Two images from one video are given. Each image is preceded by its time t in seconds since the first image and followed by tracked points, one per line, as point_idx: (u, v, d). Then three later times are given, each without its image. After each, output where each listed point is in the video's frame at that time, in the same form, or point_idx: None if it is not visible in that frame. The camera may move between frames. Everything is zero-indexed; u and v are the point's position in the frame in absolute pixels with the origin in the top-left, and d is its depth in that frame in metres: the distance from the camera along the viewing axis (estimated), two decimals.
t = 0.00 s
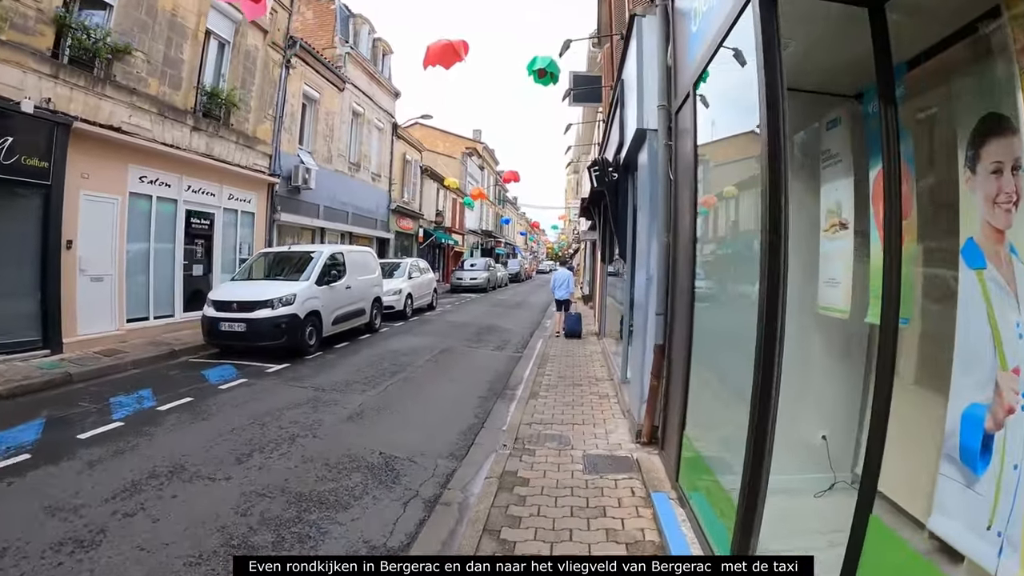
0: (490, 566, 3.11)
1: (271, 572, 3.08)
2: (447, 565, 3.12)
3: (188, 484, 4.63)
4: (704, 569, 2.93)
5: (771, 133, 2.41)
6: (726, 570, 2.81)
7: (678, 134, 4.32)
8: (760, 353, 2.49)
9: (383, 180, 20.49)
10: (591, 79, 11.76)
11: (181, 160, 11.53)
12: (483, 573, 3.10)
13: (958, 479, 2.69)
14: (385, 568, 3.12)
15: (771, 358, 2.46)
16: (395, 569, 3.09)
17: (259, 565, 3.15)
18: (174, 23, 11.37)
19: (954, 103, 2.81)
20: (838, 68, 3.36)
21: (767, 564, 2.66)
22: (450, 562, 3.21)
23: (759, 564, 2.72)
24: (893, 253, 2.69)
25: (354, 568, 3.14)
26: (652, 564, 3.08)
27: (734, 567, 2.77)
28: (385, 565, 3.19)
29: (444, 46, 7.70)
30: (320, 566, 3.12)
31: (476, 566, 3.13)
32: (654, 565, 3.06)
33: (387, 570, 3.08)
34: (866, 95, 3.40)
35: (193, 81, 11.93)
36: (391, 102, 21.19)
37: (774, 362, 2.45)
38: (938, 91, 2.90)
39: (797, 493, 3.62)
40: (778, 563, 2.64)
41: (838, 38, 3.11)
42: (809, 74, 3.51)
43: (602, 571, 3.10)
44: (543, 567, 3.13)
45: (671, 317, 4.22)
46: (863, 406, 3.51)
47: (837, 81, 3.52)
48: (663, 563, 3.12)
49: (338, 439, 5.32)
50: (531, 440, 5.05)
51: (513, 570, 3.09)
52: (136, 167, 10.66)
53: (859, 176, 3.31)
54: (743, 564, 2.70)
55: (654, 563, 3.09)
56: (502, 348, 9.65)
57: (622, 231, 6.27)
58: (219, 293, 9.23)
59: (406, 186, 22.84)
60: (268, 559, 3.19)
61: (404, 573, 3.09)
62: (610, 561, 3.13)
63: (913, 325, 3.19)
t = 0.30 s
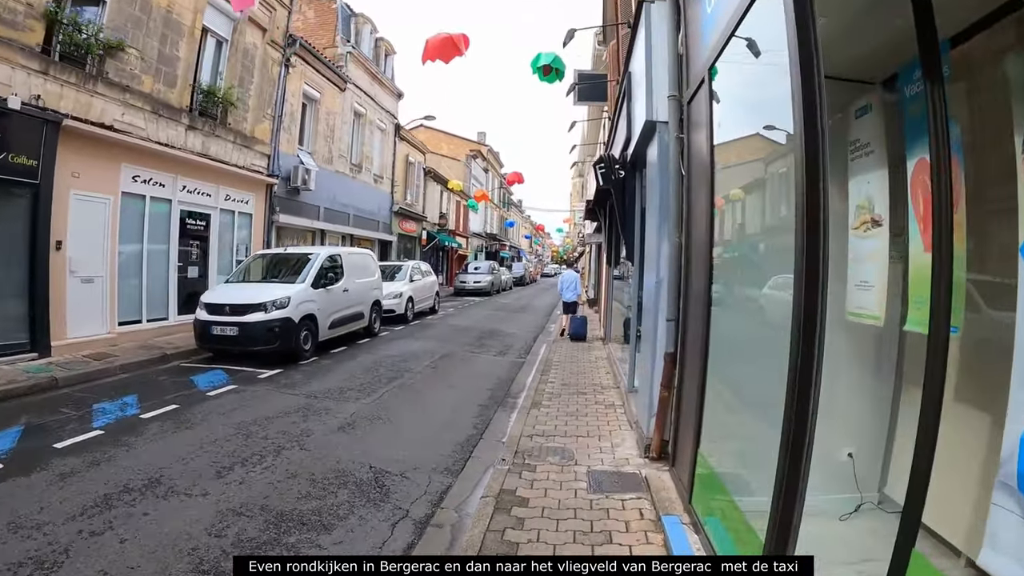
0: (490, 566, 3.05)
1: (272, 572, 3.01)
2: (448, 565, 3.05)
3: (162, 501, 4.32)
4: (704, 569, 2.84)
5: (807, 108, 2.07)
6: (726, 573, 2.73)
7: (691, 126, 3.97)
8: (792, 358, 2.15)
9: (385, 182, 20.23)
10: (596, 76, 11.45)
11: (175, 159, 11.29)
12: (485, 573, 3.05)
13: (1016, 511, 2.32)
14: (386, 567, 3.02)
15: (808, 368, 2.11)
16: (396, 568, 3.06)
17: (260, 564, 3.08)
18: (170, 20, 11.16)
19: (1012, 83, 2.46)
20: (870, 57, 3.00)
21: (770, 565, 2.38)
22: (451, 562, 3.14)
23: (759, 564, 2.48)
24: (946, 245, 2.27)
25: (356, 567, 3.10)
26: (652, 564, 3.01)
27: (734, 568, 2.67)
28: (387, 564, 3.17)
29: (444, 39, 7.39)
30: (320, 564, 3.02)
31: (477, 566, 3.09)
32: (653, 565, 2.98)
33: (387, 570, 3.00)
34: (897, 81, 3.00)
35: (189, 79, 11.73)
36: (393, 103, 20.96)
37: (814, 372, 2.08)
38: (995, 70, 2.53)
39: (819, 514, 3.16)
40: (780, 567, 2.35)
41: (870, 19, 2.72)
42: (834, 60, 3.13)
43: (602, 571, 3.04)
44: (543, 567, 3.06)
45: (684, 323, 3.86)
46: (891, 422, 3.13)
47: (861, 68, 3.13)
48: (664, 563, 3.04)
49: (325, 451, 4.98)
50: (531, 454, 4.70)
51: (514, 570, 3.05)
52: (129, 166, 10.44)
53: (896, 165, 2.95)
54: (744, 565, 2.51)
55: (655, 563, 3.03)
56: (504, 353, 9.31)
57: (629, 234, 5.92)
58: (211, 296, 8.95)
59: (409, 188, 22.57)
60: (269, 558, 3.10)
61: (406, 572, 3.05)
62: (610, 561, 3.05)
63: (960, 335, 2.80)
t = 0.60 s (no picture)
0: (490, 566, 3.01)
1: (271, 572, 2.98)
2: (447, 565, 3.02)
3: (121, 526, 3.93)
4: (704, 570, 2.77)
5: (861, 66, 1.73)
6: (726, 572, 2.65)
7: (701, 115, 3.58)
8: (841, 382, 1.75)
9: (382, 181, 19.86)
10: (595, 71, 11.08)
11: (160, 157, 10.91)
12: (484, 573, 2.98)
13: None
14: (385, 567, 3.03)
15: (860, 391, 1.72)
16: (395, 569, 3.03)
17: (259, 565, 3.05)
18: (155, 14, 10.79)
19: None
20: (907, 37, 2.57)
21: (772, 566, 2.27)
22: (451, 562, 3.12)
23: (761, 565, 2.36)
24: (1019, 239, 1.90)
25: (355, 568, 3.05)
26: (652, 564, 2.92)
27: (734, 568, 2.57)
28: (384, 564, 3.13)
29: (434, 29, 7.03)
30: (320, 564, 3.02)
31: (476, 566, 3.02)
32: (653, 565, 2.90)
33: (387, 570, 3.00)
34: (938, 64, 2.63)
35: (175, 75, 11.37)
36: (390, 101, 20.59)
37: (870, 378, 1.70)
38: None
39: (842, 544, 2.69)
40: (781, 567, 2.20)
41: None
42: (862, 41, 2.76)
43: (602, 572, 2.96)
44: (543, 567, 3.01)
45: (694, 330, 3.47)
46: (921, 453, 2.66)
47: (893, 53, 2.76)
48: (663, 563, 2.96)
49: (302, 469, 4.59)
50: (525, 474, 4.28)
51: (513, 570, 2.98)
52: (112, 164, 10.06)
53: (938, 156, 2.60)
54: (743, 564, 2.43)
55: (655, 563, 2.94)
56: (499, 358, 8.92)
57: (632, 234, 5.50)
58: (194, 299, 8.56)
59: (405, 188, 22.19)
60: (269, 558, 3.09)
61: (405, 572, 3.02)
62: (609, 560, 2.99)
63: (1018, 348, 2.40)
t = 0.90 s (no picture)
0: (490, 566, 3.01)
1: (271, 573, 3.04)
2: (447, 565, 3.03)
3: (82, 546, 3.59)
4: (704, 568, 2.80)
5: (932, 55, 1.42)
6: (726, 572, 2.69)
7: (715, 96, 3.24)
8: (913, 426, 1.48)
9: (379, 180, 19.53)
10: (597, 64, 10.72)
11: (148, 153, 10.58)
12: (483, 573, 2.98)
13: None
14: (385, 567, 3.07)
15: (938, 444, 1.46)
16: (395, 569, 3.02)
17: (259, 565, 3.12)
18: (143, 6, 10.46)
19: None
20: None
21: (771, 566, 2.34)
22: (450, 562, 3.11)
23: (758, 564, 2.45)
24: None
25: (354, 568, 3.09)
26: (652, 564, 2.96)
27: (734, 568, 2.63)
28: (384, 565, 3.12)
29: (429, 15, 6.70)
30: (320, 565, 3.10)
31: (476, 567, 3.02)
32: (654, 565, 2.93)
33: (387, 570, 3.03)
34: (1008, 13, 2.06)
35: (165, 69, 11.04)
36: (387, 98, 20.25)
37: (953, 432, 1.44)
38: None
39: None
40: (779, 566, 2.30)
41: None
42: None
43: (602, 571, 2.94)
44: (543, 567, 2.99)
45: (709, 333, 3.13)
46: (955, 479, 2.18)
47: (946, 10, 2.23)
48: (664, 563, 2.98)
49: (280, 484, 4.26)
50: (521, 488, 3.95)
51: (513, 570, 2.97)
52: (98, 160, 9.73)
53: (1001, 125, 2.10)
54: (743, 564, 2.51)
55: (654, 562, 2.98)
56: (498, 361, 8.56)
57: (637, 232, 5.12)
58: (180, 299, 8.24)
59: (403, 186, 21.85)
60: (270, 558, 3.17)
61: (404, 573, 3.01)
62: (609, 560, 2.99)
63: None
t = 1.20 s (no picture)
0: (491, 565, 2.95)
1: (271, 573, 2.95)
2: (447, 566, 2.97)
3: None
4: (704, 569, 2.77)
5: None
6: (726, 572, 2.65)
7: (736, 77, 2.86)
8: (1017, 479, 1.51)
9: (375, 179, 19.10)
10: (598, 57, 10.33)
11: (133, 150, 10.20)
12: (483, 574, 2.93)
13: None
14: (386, 567, 2.99)
15: None
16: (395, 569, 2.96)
17: (259, 565, 3.01)
18: None
19: None
20: None
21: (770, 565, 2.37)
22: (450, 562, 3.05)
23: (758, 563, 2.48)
24: None
25: (354, 568, 3.01)
26: (652, 564, 2.89)
27: (734, 567, 2.61)
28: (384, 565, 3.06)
29: (420, 1, 6.32)
30: (321, 565, 2.98)
31: (476, 567, 2.96)
32: (654, 565, 2.86)
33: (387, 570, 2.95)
34: None
35: (151, 64, 10.67)
36: (384, 96, 19.85)
37: None
38: None
39: None
40: (779, 565, 2.34)
41: None
42: None
43: (601, 571, 2.89)
44: (543, 567, 2.95)
45: (732, 342, 2.74)
46: None
47: None
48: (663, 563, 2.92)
49: (253, 509, 3.89)
50: (516, 513, 3.58)
51: (513, 570, 2.90)
52: (79, 158, 9.35)
53: None
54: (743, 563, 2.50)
55: (654, 562, 2.91)
56: (495, 365, 8.15)
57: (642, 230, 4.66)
58: (162, 302, 7.88)
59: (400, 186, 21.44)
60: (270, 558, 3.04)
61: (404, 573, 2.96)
62: (609, 561, 2.92)
63: None
